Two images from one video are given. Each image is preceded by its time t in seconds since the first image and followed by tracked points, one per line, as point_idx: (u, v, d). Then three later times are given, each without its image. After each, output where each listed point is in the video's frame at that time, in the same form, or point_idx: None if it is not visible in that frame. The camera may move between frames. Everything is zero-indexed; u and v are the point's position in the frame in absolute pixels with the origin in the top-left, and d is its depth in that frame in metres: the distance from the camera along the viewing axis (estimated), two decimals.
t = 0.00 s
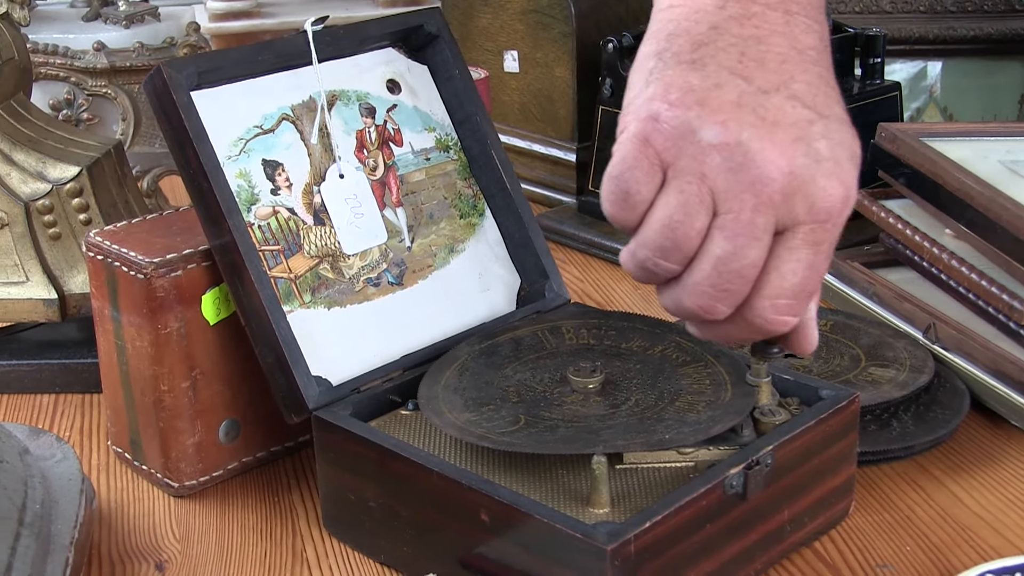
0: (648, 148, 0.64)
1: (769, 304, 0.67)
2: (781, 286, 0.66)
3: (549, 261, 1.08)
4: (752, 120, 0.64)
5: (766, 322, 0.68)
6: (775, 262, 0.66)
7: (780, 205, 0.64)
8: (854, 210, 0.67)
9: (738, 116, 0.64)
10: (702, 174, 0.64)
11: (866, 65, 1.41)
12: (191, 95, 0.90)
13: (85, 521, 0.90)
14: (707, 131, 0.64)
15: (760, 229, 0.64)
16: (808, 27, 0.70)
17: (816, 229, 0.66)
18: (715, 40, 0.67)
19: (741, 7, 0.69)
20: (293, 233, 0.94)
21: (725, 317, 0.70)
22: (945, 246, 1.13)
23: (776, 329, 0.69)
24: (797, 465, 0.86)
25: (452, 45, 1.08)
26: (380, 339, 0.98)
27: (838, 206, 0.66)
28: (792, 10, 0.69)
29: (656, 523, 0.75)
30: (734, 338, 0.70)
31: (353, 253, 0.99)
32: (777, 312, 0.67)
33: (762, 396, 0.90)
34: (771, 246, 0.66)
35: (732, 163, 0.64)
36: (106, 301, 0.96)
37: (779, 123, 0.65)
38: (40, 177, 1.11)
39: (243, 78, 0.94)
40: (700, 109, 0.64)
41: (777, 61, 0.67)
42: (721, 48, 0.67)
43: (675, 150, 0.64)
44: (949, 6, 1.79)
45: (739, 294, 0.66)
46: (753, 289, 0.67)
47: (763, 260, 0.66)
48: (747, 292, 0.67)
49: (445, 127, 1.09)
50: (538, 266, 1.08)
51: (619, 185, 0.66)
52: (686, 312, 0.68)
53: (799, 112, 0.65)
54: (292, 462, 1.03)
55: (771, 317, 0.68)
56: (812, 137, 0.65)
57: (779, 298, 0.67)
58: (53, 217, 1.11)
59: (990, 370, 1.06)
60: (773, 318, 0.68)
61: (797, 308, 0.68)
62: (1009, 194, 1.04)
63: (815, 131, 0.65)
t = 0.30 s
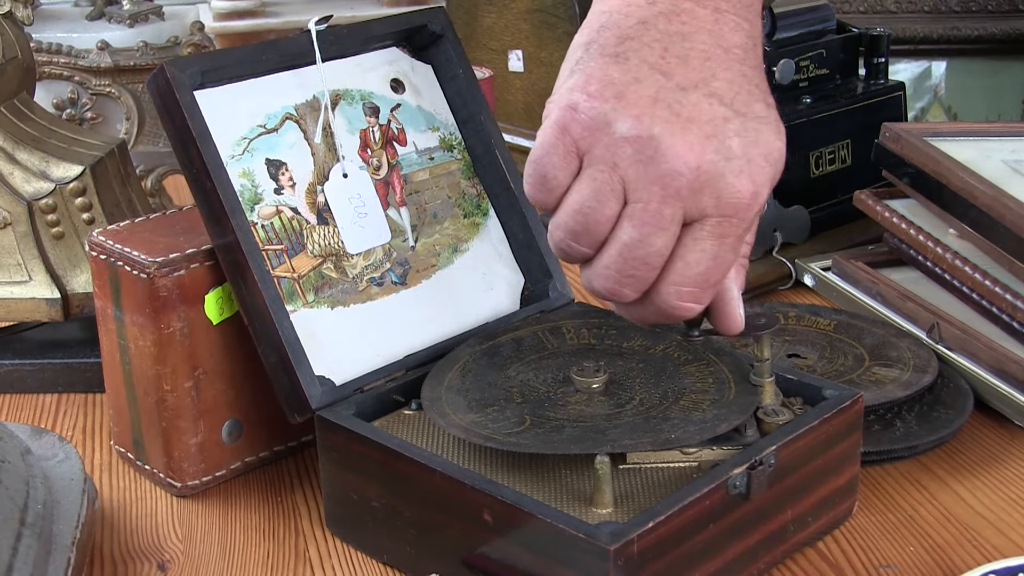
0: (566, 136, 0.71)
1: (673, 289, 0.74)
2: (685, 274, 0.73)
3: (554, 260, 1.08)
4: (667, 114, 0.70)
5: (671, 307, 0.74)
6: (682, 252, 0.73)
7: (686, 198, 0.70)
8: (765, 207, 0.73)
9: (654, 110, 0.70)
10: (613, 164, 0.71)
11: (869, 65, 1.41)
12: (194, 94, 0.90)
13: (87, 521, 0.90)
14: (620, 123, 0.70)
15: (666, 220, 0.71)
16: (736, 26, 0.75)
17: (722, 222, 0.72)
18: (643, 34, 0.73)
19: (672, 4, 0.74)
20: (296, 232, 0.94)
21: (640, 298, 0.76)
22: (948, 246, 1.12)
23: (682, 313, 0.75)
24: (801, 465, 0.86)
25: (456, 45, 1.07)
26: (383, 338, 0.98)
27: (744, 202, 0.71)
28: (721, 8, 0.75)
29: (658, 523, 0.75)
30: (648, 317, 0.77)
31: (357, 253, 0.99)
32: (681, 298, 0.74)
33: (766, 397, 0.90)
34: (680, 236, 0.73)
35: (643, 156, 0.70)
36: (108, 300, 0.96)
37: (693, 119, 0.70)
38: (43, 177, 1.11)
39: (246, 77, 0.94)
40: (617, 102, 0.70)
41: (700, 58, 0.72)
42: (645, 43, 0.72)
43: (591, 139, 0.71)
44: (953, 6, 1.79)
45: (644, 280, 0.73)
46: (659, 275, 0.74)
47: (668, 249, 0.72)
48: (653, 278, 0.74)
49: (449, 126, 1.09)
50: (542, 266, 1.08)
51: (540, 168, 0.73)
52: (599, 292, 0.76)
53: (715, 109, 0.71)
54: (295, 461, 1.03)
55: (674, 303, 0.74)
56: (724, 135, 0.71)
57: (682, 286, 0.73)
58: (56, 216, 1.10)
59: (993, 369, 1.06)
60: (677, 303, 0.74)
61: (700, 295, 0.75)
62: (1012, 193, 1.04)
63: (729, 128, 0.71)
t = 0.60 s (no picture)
0: (586, 119, 0.76)
1: (690, 263, 0.78)
2: (702, 248, 0.78)
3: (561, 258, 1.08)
4: (682, 96, 0.75)
5: (688, 279, 0.79)
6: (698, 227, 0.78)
7: (703, 176, 0.75)
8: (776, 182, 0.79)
9: (670, 93, 0.75)
10: (634, 145, 0.75)
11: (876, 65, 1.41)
12: (202, 92, 0.90)
13: (94, 517, 0.90)
14: (638, 106, 0.75)
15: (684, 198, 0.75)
16: (743, 10, 0.81)
17: (736, 199, 0.77)
18: (654, 22, 0.78)
19: None
20: (303, 230, 0.94)
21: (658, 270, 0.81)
22: (955, 245, 1.13)
23: (698, 284, 0.80)
24: (808, 464, 0.86)
25: (463, 43, 1.07)
26: (390, 336, 0.98)
27: (757, 178, 0.77)
28: None
29: (666, 521, 0.75)
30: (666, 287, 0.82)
31: (364, 251, 0.99)
32: (697, 271, 0.79)
33: (772, 395, 0.90)
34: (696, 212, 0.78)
35: (661, 137, 0.74)
36: (115, 297, 0.96)
37: (708, 101, 0.76)
38: (50, 174, 1.11)
39: (253, 74, 0.94)
40: (635, 86, 0.75)
41: (712, 41, 0.78)
42: (660, 28, 0.78)
43: (611, 122, 0.75)
44: (959, 6, 1.79)
45: (664, 255, 0.78)
46: (677, 249, 0.78)
47: (685, 226, 0.77)
48: (671, 252, 0.78)
49: (456, 124, 1.09)
50: (549, 264, 1.08)
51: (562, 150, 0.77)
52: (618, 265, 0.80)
53: (727, 90, 0.77)
54: (301, 459, 1.03)
55: (691, 275, 0.79)
56: (736, 115, 0.76)
57: (698, 259, 0.78)
58: (63, 214, 1.10)
59: (1000, 369, 1.06)
60: (694, 276, 0.79)
61: (716, 268, 0.79)
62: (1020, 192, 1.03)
63: (741, 109, 0.77)
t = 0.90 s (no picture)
0: (699, 133, 0.69)
1: (809, 266, 0.73)
2: (821, 249, 0.72)
3: (561, 257, 1.08)
4: (790, 102, 0.69)
5: (806, 281, 0.74)
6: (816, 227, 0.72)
7: (820, 179, 0.70)
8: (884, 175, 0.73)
9: (780, 100, 0.69)
10: (749, 155, 0.69)
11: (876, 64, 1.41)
12: (204, 91, 0.90)
13: (96, 515, 0.90)
14: (753, 115, 0.69)
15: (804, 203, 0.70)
16: (831, 9, 0.76)
17: (851, 197, 0.72)
18: (750, 29, 0.72)
19: None
20: (305, 229, 0.95)
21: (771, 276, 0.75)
22: (955, 245, 1.13)
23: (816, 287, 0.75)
24: (808, 462, 0.86)
25: (465, 43, 1.08)
26: (392, 335, 0.98)
27: (868, 175, 0.71)
28: None
29: (666, 519, 0.75)
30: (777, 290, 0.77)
31: (366, 249, 0.99)
32: (816, 273, 0.73)
33: (772, 393, 0.91)
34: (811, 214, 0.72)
35: (778, 146, 0.69)
36: (118, 295, 0.96)
37: (815, 104, 0.70)
38: (53, 173, 1.11)
39: (256, 74, 0.94)
40: (746, 95, 0.69)
41: (808, 44, 0.72)
42: (758, 35, 0.72)
43: (724, 134, 0.69)
44: (960, 6, 1.79)
45: (783, 260, 0.72)
46: (796, 253, 0.73)
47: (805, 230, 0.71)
48: (790, 257, 0.72)
49: (458, 124, 1.09)
50: (550, 263, 1.08)
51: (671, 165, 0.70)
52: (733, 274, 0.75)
53: (831, 92, 0.71)
54: (303, 457, 1.04)
55: (811, 278, 0.73)
56: (843, 115, 0.70)
57: (818, 261, 0.72)
58: (65, 212, 1.11)
59: (1000, 368, 1.06)
60: (811, 278, 0.73)
61: (834, 268, 0.74)
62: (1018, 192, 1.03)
63: (846, 108, 0.71)
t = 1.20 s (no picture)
0: (729, 158, 0.73)
1: (843, 293, 0.77)
2: (854, 276, 0.76)
3: (560, 259, 1.08)
4: (825, 126, 0.72)
5: (840, 308, 0.78)
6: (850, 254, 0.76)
7: (855, 206, 0.73)
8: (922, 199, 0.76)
9: (814, 124, 0.72)
10: (781, 180, 0.73)
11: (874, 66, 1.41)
12: (204, 93, 0.90)
13: (95, 518, 0.90)
14: (785, 139, 0.72)
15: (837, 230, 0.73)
16: (865, 21, 0.76)
17: (887, 222, 0.74)
18: (782, 46, 0.74)
19: (804, 9, 0.75)
20: (303, 231, 0.95)
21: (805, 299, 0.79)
22: (952, 246, 1.13)
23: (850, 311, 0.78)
24: (805, 464, 0.86)
25: (463, 45, 1.08)
26: (390, 337, 0.98)
27: (905, 200, 0.74)
28: (850, 5, 0.76)
29: (663, 520, 0.75)
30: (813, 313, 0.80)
31: (364, 251, 0.99)
32: (850, 299, 0.77)
33: (770, 394, 0.91)
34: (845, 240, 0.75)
35: (810, 170, 0.72)
36: (116, 297, 0.96)
37: (850, 126, 0.72)
38: (52, 175, 1.11)
39: (256, 76, 0.95)
40: (778, 118, 0.72)
41: (842, 61, 0.74)
42: (790, 53, 0.73)
43: (755, 158, 0.73)
44: (958, 7, 1.80)
45: (815, 288, 0.76)
46: (829, 279, 0.77)
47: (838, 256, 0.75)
48: (823, 284, 0.76)
49: (457, 126, 1.09)
50: (548, 265, 1.08)
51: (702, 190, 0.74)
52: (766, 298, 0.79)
53: (866, 111, 0.73)
54: (302, 459, 1.04)
55: (844, 304, 0.77)
56: (879, 137, 0.73)
57: (852, 288, 0.76)
58: (64, 214, 1.11)
59: (997, 369, 1.06)
60: (846, 305, 0.77)
61: (869, 294, 0.77)
62: (1016, 194, 1.04)
63: (882, 129, 0.73)
